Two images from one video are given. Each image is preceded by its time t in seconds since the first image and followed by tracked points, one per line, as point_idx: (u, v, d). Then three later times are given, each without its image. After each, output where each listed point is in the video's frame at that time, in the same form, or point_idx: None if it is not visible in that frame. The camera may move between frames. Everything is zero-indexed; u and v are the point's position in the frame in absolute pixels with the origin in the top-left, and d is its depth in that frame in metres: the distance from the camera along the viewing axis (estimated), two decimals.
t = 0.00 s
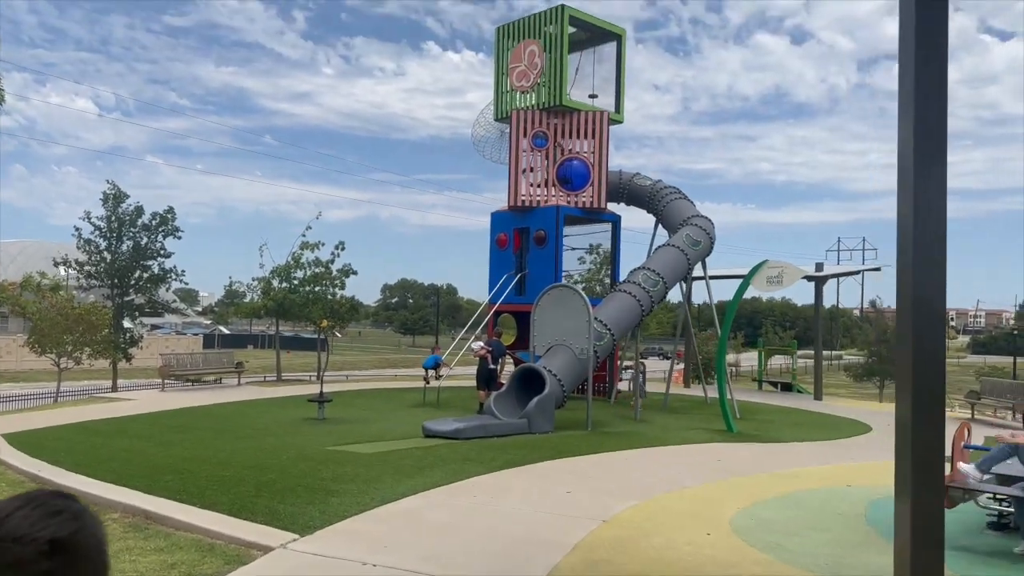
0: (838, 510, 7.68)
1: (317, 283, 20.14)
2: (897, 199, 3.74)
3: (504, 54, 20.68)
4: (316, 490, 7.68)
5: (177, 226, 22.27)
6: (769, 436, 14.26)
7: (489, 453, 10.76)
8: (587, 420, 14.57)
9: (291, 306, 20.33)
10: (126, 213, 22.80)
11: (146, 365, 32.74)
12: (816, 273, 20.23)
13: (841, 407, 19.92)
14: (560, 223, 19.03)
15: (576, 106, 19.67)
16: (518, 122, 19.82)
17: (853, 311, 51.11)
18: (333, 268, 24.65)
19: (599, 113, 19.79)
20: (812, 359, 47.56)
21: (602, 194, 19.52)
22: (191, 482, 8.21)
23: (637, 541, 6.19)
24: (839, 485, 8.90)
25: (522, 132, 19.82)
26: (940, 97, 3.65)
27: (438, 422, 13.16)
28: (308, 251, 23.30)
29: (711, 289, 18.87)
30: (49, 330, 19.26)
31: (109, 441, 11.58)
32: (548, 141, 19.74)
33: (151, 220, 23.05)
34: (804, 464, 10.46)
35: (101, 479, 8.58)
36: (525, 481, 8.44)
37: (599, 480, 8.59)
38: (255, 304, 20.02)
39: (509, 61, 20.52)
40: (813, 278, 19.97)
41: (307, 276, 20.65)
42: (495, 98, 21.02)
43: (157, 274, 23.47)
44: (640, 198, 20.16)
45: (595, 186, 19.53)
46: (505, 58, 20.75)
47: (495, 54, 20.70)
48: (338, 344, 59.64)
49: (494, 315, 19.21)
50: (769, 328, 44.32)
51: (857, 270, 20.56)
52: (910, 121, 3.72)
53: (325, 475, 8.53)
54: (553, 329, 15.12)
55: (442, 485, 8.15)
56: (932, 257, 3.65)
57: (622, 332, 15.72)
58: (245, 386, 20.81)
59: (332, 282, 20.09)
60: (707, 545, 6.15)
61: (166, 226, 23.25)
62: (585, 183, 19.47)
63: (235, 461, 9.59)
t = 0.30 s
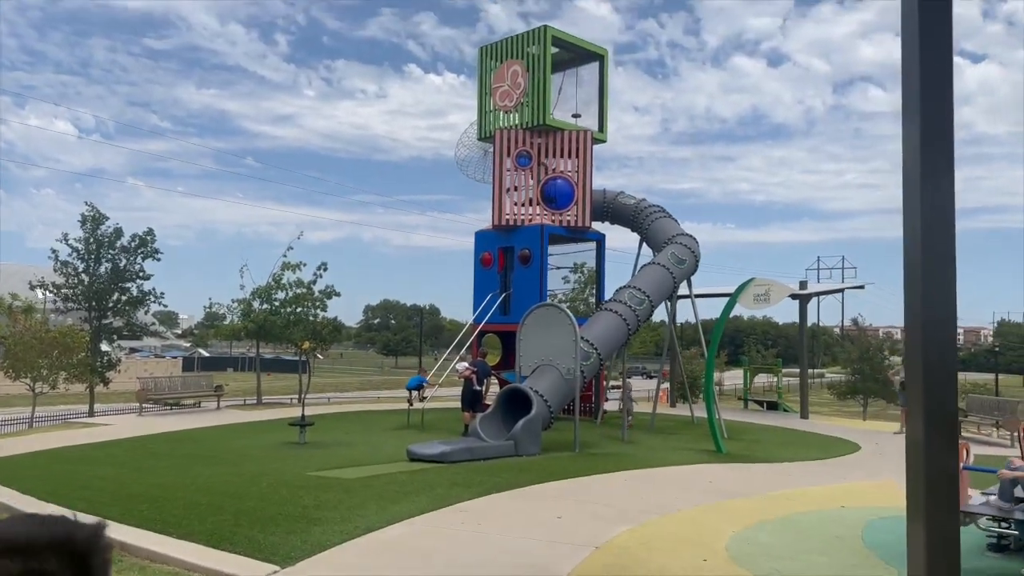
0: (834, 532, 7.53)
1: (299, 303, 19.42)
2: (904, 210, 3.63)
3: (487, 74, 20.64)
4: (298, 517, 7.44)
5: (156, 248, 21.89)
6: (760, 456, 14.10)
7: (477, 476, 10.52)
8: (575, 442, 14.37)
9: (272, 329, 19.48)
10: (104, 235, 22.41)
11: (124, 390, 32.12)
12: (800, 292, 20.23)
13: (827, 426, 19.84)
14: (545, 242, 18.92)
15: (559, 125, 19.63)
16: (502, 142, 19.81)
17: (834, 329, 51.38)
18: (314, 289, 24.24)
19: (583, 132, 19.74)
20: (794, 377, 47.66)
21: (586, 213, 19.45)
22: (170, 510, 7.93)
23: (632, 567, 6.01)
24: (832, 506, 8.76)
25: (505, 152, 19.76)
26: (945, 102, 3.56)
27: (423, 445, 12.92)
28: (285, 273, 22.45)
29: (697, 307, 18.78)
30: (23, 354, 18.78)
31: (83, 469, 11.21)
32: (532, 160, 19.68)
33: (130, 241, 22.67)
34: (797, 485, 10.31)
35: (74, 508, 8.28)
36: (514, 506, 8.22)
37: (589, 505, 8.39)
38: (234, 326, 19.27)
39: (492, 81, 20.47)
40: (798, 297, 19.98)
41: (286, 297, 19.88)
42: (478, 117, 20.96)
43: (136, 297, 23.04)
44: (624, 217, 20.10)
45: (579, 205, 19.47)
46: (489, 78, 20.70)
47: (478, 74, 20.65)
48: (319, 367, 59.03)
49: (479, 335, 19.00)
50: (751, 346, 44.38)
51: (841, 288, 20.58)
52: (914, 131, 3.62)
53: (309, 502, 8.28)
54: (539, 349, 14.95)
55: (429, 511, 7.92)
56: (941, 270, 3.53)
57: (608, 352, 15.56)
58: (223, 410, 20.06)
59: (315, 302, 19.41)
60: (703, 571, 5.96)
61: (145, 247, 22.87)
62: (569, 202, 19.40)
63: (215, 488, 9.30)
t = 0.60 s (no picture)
0: (830, 559, 7.36)
1: (282, 328, 19.15)
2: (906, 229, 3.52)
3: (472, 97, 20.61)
4: (279, 552, 7.20)
5: (137, 273, 21.57)
6: (751, 480, 13.93)
7: (465, 506, 10.28)
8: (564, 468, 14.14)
9: (255, 354, 19.23)
10: (84, 260, 22.08)
11: (103, 417, 31.52)
12: (787, 313, 20.14)
13: (817, 448, 19.66)
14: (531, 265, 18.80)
15: (544, 148, 19.61)
16: (487, 164, 19.74)
17: (819, 350, 51.46)
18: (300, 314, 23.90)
19: (568, 154, 19.75)
20: (781, 398, 47.59)
21: (572, 235, 19.41)
22: (146, 545, 7.67)
23: None
24: (827, 533, 8.59)
25: (491, 174, 19.68)
26: (945, 119, 3.48)
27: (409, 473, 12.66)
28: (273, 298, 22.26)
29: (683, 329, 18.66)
30: None
31: (59, 502, 10.89)
32: (517, 183, 19.61)
33: (110, 267, 22.35)
34: (790, 510, 10.15)
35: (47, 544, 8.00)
36: (503, 536, 8.00)
37: (581, 534, 8.19)
38: (216, 351, 19.06)
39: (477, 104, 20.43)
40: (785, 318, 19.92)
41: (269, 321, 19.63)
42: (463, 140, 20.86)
43: (116, 323, 22.67)
44: (610, 240, 20.03)
45: (565, 228, 19.43)
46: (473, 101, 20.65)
47: (462, 97, 20.60)
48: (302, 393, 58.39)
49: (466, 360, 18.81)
50: (738, 367, 44.31)
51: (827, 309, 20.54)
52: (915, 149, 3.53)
53: (291, 535, 8.03)
54: (527, 374, 14.76)
55: (415, 543, 7.69)
56: (945, 291, 3.42)
57: (596, 376, 15.40)
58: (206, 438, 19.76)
59: (297, 327, 19.11)
60: None
61: (126, 273, 22.55)
62: (555, 225, 19.37)
63: (195, 521, 9.04)
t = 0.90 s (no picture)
0: None
1: (271, 347, 18.83)
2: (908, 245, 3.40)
3: (463, 115, 20.52)
4: None
5: (123, 293, 21.32)
6: (745, 499, 13.73)
7: (456, 530, 10.07)
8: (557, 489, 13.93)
9: (242, 375, 18.89)
10: (70, 281, 21.81)
11: (88, 440, 31.08)
12: (778, 330, 19.98)
13: (811, 466, 19.46)
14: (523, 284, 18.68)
15: (535, 165, 19.53)
16: (478, 182, 19.65)
17: (811, 367, 51.44)
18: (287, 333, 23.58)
19: (559, 172, 19.67)
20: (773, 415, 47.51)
21: (564, 253, 19.29)
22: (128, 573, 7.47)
23: None
24: (824, 553, 8.44)
25: (481, 193, 19.60)
26: (948, 134, 3.39)
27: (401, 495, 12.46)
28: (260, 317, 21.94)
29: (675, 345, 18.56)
30: None
31: (42, 526, 10.64)
32: (508, 201, 19.54)
33: (95, 286, 22.08)
34: (785, 531, 10.00)
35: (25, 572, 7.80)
36: (496, 562, 7.82)
37: (575, 558, 8.03)
38: (202, 372, 18.72)
39: (467, 121, 20.35)
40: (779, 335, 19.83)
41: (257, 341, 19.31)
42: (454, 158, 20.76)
43: (102, 344, 22.37)
44: (602, 258, 19.95)
45: (556, 245, 19.32)
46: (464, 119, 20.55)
47: (453, 114, 20.52)
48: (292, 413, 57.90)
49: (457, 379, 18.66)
50: (730, 384, 44.21)
51: (819, 325, 20.42)
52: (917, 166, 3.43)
53: (277, 562, 7.83)
54: (519, 394, 14.58)
55: (405, 569, 7.52)
56: (949, 310, 3.31)
57: (590, 394, 15.28)
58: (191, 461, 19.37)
59: (287, 347, 18.79)
60: None
61: (112, 292, 22.28)
62: (546, 243, 19.26)
63: (180, 547, 8.83)
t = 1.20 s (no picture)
0: None
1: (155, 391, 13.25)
2: None
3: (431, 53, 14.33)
4: None
5: None
6: None
7: None
8: None
9: (111, 430, 13.21)
10: None
11: None
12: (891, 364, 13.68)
13: (949, 566, 13.12)
14: (519, 296, 12.65)
15: (537, 124, 13.50)
16: (454, 148, 13.45)
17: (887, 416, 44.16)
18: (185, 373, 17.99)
19: (572, 133, 13.60)
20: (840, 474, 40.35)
21: (579, 253, 13.27)
22: None
23: None
24: None
25: (460, 163, 13.44)
26: None
27: None
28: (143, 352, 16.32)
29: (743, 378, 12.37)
30: None
31: None
32: (497, 176, 13.42)
33: None
34: None
35: None
36: None
37: None
38: (50, 429, 12.89)
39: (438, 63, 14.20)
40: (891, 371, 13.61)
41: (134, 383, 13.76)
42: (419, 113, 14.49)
43: None
44: (633, 259, 13.60)
45: (568, 240, 13.30)
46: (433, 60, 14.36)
47: (418, 53, 14.33)
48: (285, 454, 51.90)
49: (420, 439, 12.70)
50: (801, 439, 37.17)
51: (949, 359, 14.16)
52: None
53: None
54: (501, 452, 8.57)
55: None
56: None
57: (622, 457, 9.36)
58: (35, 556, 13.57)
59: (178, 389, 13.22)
60: None
61: None
62: (554, 236, 13.24)
63: None
